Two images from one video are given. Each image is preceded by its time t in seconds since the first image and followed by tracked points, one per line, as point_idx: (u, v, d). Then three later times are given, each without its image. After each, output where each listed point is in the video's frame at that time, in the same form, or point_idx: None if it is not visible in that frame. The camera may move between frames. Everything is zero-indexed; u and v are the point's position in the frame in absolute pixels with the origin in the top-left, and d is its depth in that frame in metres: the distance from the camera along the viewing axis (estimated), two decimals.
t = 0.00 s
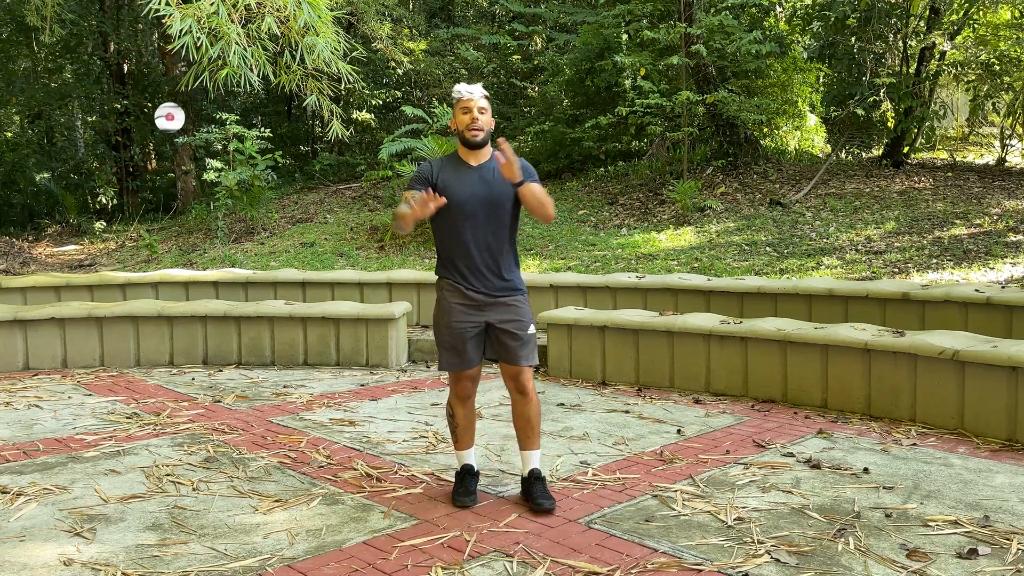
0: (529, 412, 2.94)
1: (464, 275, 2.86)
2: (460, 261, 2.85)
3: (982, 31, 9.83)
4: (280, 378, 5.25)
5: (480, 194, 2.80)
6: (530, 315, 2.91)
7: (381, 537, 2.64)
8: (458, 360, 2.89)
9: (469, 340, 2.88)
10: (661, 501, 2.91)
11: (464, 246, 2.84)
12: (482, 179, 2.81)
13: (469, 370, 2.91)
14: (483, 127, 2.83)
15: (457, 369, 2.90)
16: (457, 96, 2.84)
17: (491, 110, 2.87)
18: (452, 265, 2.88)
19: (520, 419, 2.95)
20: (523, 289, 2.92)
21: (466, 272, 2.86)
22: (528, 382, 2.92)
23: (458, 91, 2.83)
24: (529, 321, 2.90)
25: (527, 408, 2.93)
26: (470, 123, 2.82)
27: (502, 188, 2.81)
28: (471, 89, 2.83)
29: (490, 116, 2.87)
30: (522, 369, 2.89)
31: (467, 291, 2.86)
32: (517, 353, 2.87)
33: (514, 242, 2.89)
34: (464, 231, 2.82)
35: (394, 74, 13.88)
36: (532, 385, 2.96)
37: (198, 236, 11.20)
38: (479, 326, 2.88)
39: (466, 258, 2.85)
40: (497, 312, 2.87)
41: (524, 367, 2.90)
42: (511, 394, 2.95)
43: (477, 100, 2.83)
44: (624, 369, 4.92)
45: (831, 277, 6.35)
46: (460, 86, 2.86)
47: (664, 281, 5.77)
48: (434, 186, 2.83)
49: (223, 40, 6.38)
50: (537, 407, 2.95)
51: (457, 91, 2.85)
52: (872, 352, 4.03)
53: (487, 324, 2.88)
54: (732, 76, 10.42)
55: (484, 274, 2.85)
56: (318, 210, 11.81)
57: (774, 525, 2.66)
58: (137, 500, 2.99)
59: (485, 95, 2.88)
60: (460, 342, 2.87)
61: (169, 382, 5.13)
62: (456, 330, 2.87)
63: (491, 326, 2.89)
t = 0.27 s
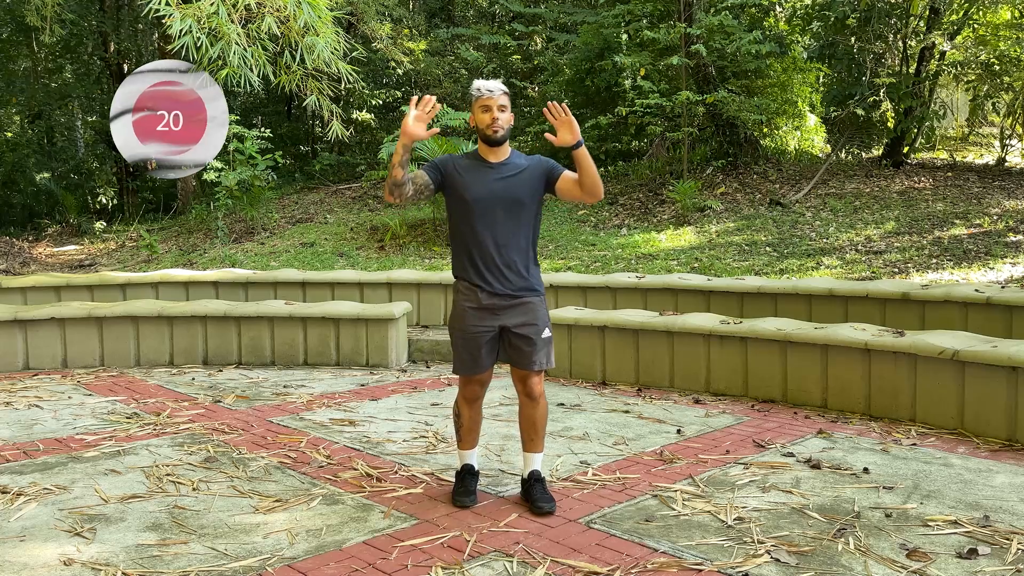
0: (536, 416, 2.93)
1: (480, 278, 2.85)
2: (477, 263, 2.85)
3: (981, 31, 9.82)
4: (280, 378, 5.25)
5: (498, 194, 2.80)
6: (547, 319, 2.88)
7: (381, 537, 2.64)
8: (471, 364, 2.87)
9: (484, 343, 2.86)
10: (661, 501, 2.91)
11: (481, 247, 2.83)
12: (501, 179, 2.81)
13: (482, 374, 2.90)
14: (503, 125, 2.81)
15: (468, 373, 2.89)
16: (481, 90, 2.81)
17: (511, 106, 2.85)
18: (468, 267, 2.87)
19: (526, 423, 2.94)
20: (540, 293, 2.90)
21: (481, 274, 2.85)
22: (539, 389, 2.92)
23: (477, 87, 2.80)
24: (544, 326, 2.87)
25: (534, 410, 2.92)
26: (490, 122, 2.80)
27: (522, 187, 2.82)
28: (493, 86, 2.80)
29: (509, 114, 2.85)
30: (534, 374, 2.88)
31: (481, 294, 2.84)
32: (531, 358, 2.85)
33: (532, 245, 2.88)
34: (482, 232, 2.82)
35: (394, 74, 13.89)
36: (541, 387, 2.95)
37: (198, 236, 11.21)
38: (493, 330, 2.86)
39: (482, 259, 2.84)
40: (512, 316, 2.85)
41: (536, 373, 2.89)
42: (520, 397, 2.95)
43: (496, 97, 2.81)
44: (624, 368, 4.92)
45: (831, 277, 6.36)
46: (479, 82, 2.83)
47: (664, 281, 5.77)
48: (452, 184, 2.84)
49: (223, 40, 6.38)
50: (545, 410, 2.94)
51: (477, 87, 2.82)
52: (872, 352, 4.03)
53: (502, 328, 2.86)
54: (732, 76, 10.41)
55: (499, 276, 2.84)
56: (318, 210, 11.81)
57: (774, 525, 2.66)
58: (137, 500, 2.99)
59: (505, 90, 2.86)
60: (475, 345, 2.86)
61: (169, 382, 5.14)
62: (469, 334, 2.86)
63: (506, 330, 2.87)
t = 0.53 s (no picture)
0: (539, 418, 2.92)
1: (489, 276, 2.84)
2: (487, 261, 2.84)
3: (981, 31, 9.82)
4: (280, 378, 5.25)
5: (511, 192, 2.80)
6: (556, 323, 2.86)
7: (381, 537, 2.64)
8: (477, 363, 2.87)
9: (491, 343, 2.86)
10: (661, 501, 2.91)
11: (491, 245, 2.83)
12: (514, 177, 2.81)
13: (486, 375, 2.90)
14: (521, 125, 2.78)
15: (474, 372, 2.89)
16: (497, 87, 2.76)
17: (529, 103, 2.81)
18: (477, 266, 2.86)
19: (529, 424, 2.94)
20: (552, 295, 2.87)
21: (489, 274, 2.84)
22: (544, 391, 2.92)
23: (494, 87, 2.76)
24: (552, 330, 2.84)
25: (538, 413, 2.92)
26: (507, 123, 2.77)
27: (535, 185, 2.81)
28: (510, 84, 2.75)
29: (527, 111, 2.81)
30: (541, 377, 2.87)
31: (489, 294, 2.83)
32: (537, 362, 2.84)
33: (545, 245, 2.86)
34: (493, 230, 2.82)
35: (394, 74, 13.89)
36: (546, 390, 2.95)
37: (198, 236, 11.21)
38: (500, 331, 2.85)
39: (491, 259, 2.83)
40: (519, 318, 2.83)
41: (543, 377, 2.88)
42: (525, 399, 2.95)
43: (514, 97, 2.76)
44: (624, 369, 4.92)
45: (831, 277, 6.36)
46: (497, 79, 2.77)
47: (664, 281, 5.77)
48: (467, 180, 2.86)
49: (222, 40, 6.38)
50: (548, 412, 2.94)
51: (495, 85, 2.76)
52: (873, 352, 4.03)
53: (509, 329, 2.85)
54: (732, 76, 10.41)
55: (507, 277, 2.82)
56: (318, 210, 11.81)
57: (775, 525, 2.66)
58: (137, 500, 2.99)
59: (522, 86, 2.79)
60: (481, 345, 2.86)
61: (169, 382, 5.14)
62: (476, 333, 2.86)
63: (512, 332, 2.85)
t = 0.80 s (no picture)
0: (540, 418, 2.92)
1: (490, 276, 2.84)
2: (488, 261, 2.84)
3: (982, 31, 9.81)
4: (280, 378, 5.25)
5: (514, 193, 2.79)
6: (556, 326, 2.86)
7: (381, 537, 2.64)
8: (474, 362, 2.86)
9: (489, 341, 2.86)
10: (661, 501, 2.91)
11: (493, 245, 2.83)
12: (517, 177, 2.80)
13: (480, 373, 2.85)
14: (526, 123, 2.78)
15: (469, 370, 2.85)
16: (503, 84, 2.78)
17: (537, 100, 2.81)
18: (478, 264, 2.86)
19: (529, 423, 2.93)
20: (553, 297, 2.86)
21: (491, 273, 2.84)
22: (545, 392, 2.91)
23: (500, 84, 2.77)
24: (551, 333, 2.85)
25: (539, 413, 2.92)
26: (512, 120, 2.77)
27: (538, 186, 2.80)
28: (517, 81, 2.77)
29: (534, 110, 2.80)
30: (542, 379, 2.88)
31: (490, 293, 2.83)
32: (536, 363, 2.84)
33: (548, 247, 2.84)
34: (495, 229, 2.82)
35: (394, 74, 13.89)
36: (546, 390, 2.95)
37: (198, 236, 11.21)
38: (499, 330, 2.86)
39: (493, 258, 2.83)
40: (518, 318, 2.83)
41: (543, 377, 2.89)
42: (525, 398, 2.94)
43: (519, 95, 2.78)
44: (624, 369, 4.92)
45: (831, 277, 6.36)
46: (504, 76, 2.79)
47: (664, 281, 5.77)
48: (473, 178, 2.86)
49: (222, 40, 6.38)
50: (548, 412, 2.94)
51: (502, 83, 2.78)
52: (873, 352, 4.03)
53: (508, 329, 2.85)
54: (732, 76, 10.42)
55: (508, 277, 2.81)
56: (317, 210, 11.81)
57: (775, 525, 2.66)
58: (137, 500, 2.99)
59: (529, 85, 2.80)
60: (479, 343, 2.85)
61: (168, 382, 5.14)
62: (473, 331, 2.84)
63: (512, 331, 2.86)
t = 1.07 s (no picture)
0: (539, 422, 2.91)
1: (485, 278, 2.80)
2: (482, 263, 2.80)
3: (982, 31, 9.81)
4: (280, 378, 5.25)
5: (506, 193, 2.76)
6: (551, 328, 2.84)
7: (380, 537, 2.64)
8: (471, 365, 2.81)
9: (484, 345, 2.81)
10: (661, 501, 2.91)
11: (486, 247, 2.79)
12: (509, 177, 2.77)
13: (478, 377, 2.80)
14: (515, 125, 2.76)
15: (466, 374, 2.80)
16: (491, 84, 2.75)
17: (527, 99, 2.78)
18: (471, 266, 2.83)
19: (528, 427, 2.91)
20: (548, 299, 2.83)
21: (485, 275, 2.80)
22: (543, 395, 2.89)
23: (487, 86, 2.75)
24: (546, 335, 2.83)
25: (538, 416, 2.90)
26: (500, 122, 2.75)
27: (531, 186, 2.77)
28: (506, 83, 2.74)
29: (523, 110, 2.78)
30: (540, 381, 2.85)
31: (485, 295, 2.79)
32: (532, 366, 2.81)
33: (542, 248, 2.81)
34: (488, 230, 2.79)
35: (394, 74, 13.89)
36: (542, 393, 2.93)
37: (198, 236, 11.21)
38: (494, 333, 2.82)
39: (487, 259, 2.80)
40: (513, 320, 2.80)
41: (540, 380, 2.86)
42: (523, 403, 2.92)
43: (507, 97, 2.74)
44: (624, 369, 4.92)
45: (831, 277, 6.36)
46: (492, 76, 2.76)
47: (664, 281, 5.77)
48: (465, 178, 2.83)
49: (222, 40, 6.38)
50: (546, 416, 2.93)
51: (490, 84, 2.75)
52: (873, 352, 4.03)
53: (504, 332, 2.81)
54: (732, 76, 10.42)
55: (502, 278, 2.78)
56: (317, 210, 11.81)
57: (775, 525, 2.66)
58: (137, 500, 2.99)
59: (518, 84, 2.77)
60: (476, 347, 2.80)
61: (168, 382, 5.14)
62: (469, 335, 2.80)
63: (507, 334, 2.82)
